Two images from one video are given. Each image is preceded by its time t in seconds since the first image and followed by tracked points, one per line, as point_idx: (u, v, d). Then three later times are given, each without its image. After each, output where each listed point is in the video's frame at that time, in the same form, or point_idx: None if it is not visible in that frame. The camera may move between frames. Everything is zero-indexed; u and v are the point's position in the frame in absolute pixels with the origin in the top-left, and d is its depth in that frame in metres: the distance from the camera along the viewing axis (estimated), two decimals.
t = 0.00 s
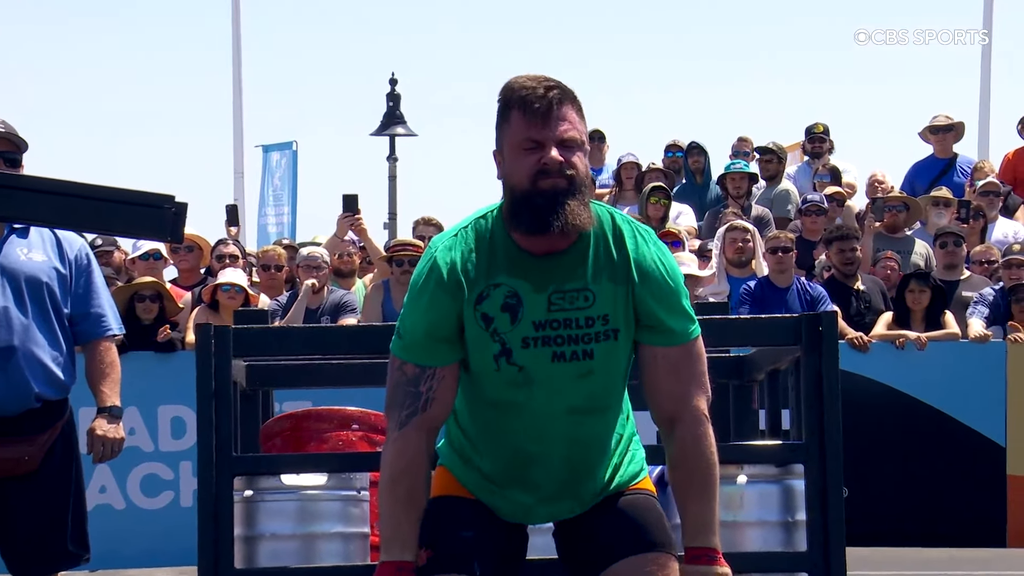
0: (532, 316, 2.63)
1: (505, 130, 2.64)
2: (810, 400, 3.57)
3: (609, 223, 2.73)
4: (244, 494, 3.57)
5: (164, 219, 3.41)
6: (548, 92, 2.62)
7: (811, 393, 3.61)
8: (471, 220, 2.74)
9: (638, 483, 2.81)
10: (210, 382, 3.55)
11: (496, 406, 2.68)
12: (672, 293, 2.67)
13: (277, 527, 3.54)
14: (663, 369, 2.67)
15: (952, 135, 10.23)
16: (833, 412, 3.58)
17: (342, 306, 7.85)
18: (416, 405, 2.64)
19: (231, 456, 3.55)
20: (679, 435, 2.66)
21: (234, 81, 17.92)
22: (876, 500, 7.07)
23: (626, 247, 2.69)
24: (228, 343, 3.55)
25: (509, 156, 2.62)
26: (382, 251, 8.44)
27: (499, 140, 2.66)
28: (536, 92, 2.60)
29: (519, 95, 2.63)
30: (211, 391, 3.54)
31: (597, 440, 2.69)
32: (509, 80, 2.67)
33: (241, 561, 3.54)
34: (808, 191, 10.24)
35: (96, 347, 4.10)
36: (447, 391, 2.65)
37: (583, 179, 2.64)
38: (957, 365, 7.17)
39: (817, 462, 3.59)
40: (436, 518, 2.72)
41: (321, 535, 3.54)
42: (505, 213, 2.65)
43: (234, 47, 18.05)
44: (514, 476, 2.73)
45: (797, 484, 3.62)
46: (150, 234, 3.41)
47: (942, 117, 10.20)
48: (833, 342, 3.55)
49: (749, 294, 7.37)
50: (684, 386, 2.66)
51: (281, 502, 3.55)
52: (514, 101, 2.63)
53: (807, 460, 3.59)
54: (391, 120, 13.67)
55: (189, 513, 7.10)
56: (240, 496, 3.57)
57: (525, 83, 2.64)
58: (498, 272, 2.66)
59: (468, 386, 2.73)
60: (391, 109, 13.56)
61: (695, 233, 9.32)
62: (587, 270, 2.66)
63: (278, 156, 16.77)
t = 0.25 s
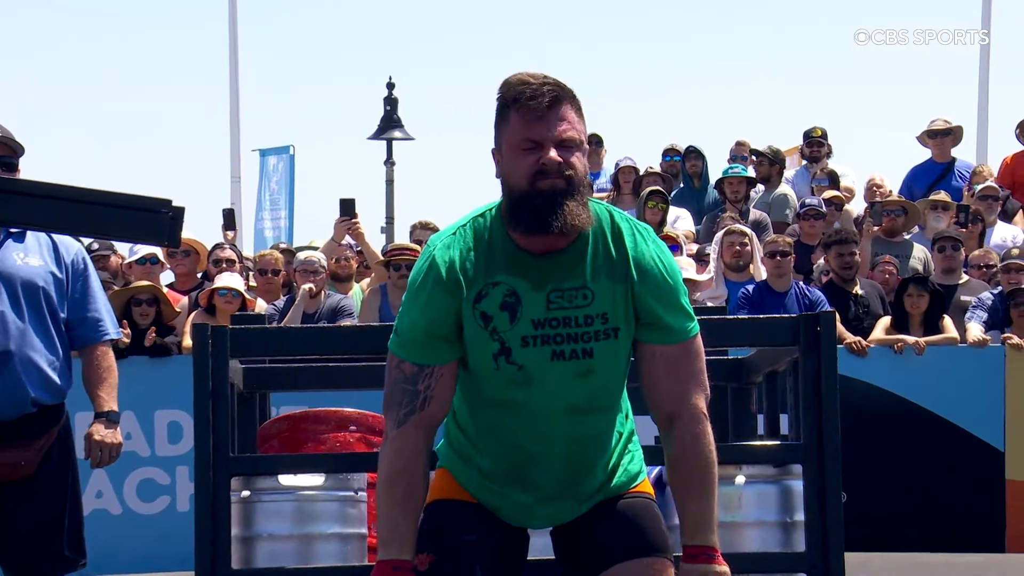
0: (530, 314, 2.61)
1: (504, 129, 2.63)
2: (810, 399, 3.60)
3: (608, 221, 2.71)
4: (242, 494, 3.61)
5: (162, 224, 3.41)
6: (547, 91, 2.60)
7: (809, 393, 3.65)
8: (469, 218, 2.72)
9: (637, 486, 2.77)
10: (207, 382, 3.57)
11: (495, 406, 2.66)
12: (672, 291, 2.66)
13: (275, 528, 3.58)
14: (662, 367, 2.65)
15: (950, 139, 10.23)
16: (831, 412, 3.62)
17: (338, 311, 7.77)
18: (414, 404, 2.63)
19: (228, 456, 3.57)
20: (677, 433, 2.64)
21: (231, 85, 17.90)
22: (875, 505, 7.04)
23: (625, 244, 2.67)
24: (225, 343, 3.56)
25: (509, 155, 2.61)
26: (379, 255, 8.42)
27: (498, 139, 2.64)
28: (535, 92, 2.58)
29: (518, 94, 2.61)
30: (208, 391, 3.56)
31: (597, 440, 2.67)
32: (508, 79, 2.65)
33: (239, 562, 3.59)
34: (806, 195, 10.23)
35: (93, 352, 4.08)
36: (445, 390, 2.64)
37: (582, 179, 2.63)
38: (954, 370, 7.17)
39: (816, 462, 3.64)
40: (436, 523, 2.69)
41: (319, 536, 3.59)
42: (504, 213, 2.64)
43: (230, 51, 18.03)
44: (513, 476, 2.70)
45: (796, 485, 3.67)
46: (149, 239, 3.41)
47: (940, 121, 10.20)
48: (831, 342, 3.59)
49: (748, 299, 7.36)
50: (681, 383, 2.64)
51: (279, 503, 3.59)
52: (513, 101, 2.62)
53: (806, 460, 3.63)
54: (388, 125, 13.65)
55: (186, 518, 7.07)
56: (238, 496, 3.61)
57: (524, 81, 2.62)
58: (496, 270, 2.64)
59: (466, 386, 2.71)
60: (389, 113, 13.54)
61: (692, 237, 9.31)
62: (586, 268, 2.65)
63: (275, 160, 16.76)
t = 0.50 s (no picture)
0: (530, 313, 2.60)
1: (503, 128, 2.61)
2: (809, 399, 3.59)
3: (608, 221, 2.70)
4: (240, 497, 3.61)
5: (160, 228, 3.40)
6: (547, 91, 2.59)
7: (808, 394, 3.64)
8: (468, 217, 2.71)
9: (637, 491, 2.75)
10: (205, 383, 3.56)
11: (495, 407, 2.64)
12: (671, 292, 2.65)
13: (273, 529, 3.57)
14: (662, 366, 2.65)
15: (949, 143, 10.23)
16: (830, 412, 3.61)
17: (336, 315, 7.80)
18: (411, 404, 2.63)
19: (225, 457, 3.55)
20: (676, 433, 2.63)
21: (229, 88, 17.89)
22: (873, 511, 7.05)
23: (625, 245, 2.66)
24: (222, 344, 3.55)
25: (508, 155, 2.60)
26: (377, 259, 8.41)
27: (497, 138, 2.63)
28: (534, 92, 2.57)
29: (517, 94, 2.60)
30: (206, 392, 3.55)
31: (598, 442, 2.65)
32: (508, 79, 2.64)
33: (237, 563, 3.58)
34: (805, 199, 10.23)
35: (91, 356, 4.07)
36: (443, 390, 2.63)
37: (582, 178, 2.62)
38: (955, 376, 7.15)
39: (815, 463, 3.63)
40: (435, 529, 2.68)
41: (316, 537, 3.57)
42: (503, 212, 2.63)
43: (229, 55, 18.03)
44: (513, 478, 2.68)
45: (795, 485, 3.67)
46: (147, 243, 3.41)
47: (939, 125, 10.19)
48: (829, 342, 3.57)
49: (746, 302, 7.38)
50: (680, 382, 2.64)
51: (277, 504, 3.58)
52: (512, 100, 2.60)
53: (804, 461, 3.63)
54: (386, 128, 13.65)
55: (184, 524, 7.05)
56: (236, 498, 3.61)
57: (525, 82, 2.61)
58: (496, 270, 2.63)
59: (465, 388, 2.69)
60: (387, 117, 13.54)
61: (691, 241, 9.30)
62: (585, 267, 2.63)
63: (273, 164, 16.75)
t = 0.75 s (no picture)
0: (529, 303, 2.59)
1: (499, 115, 2.62)
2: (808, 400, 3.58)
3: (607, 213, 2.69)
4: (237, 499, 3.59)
5: (159, 232, 3.38)
6: (541, 75, 2.60)
7: (808, 397, 3.63)
8: (467, 212, 2.70)
9: (637, 496, 2.74)
10: (204, 383, 3.57)
11: (493, 399, 2.61)
12: (670, 282, 2.64)
13: (271, 532, 3.55)
14: (661, 361, 2.64)
15: (949, 148, 10.23)
16: (830, 414, 3.60)
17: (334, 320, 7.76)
18: (411, 400, 2.63)
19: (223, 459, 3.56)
20: (674, 430, 2.63)
21: (227, 93, 17.89)
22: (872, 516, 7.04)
23: (624, 237, 2.65)
24: (220, 345, 3.56)
25: (504, 141, 2.60)
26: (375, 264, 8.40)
27: (492, 126, 2.64)
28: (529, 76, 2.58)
29: (512, 79, 2.61)
30: (205, 393, 3.56)
31: (598, 432, 2.62)
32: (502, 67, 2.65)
33: (235, 566, 3.56)
34: (804, 203, 10.22)
35: (89, 361, 4.05)
36: (441, 385, 2.63)
37: (579, 163, 2.61)
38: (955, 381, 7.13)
39: (815, 467, 3.62)
40: (432, 533, 2.66)
41: (314, 540, 3.55)
42: (499, 200, 2.63)
43: (226, 59, 18.03)
44: (512, 471, 2.65)
45: (795, 487, 3.66)
46: (145, 248, 3.39)
47: (939, 129, 10.20)
48: (829, 345, 3.56)
49: (744, 306, 7.39)
50: (680, 379, 2.63)
51: (275, 506, 3.56)
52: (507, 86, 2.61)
53: (804, 463, 3.62)
54: (384, 133, 13.64)
55: (182, 529, 7.04)
56: (234, 500, 3.59)
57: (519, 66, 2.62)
58: (494, 261, 2.63)
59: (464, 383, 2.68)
60: (385, 121, 13.53)
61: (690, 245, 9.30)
62: (585, 257, 2.62)
63: (271, 169, 16.75)
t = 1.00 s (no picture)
0: (527, 306, 2.57)
1: (499, 119, 2.61)
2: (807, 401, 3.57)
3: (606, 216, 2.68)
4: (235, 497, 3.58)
5: (157, 237, 3.36)
6: (542, 79, 2.59)
7: (807, 397, 3.61)
8: (465, 214, 2.69)
9: (637, 500, 2.72)
10: (202, 382, 3.54)
11: (491, 405, 2.60)
12: (669, 286, 2.63)
13: (270, 532, 3.55)
14: (660, 362, 2.63)
15: (948, 152, 10.23)
16: (829, 415, 3.58)
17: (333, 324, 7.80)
18: (408, 401, 2.62)
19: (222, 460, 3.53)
20: (673, 431, 2.63)
21: (225, 96, 17.89)
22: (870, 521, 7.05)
23: (622, 239, 2.64)
24: (219, 344, 3.54)
25: (505, 144, 2.60)
26: (374, 268, 8.38)
27: (493, 130, 2.63)
28: (530, 79, 2.57)
29: (513, 83, 2.60)
30: (203, 392, 3.53)
31: (596, 436, 2.61)
32: (503, 69, 2.64)
33: (234, 567, 3.55)
34: (803, 207, 10.21)
35: (87, 365, 4.04)
36: (439, 386, 2.62)
37: (579, 168, 2.60)
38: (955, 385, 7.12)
39: (814, 468, 3.60)
40: (432, 537, 2.65)
41: (314, 540, 3.55)
42: (499, 204, 2.62)
43: (225, 63, 18.03)
44: (511, 475, 2.63)
45: (793, 488, 3.66)
46: (144, 252, 3.37)
47: (938, 134, 10.20)
48: (829, 345, 3.55)
49: (744, 309, 7.34)
50: (678, 379, 2.62)
51: (274, 507, 3.56)
52: (508, 90, 2.60)
53: (804, 465, 3.60)
54: (383, 136, 13.63)
55: (180, 533, 7.02)
56: (231, 500, 3.57)
57: (519, 69, 2.61)
58: (493, 263, 2.61)
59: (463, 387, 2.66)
60: (384, 125, 13.52)
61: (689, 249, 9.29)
62: (583, 261, 2.61)
63: (270, 172, 16.76)
